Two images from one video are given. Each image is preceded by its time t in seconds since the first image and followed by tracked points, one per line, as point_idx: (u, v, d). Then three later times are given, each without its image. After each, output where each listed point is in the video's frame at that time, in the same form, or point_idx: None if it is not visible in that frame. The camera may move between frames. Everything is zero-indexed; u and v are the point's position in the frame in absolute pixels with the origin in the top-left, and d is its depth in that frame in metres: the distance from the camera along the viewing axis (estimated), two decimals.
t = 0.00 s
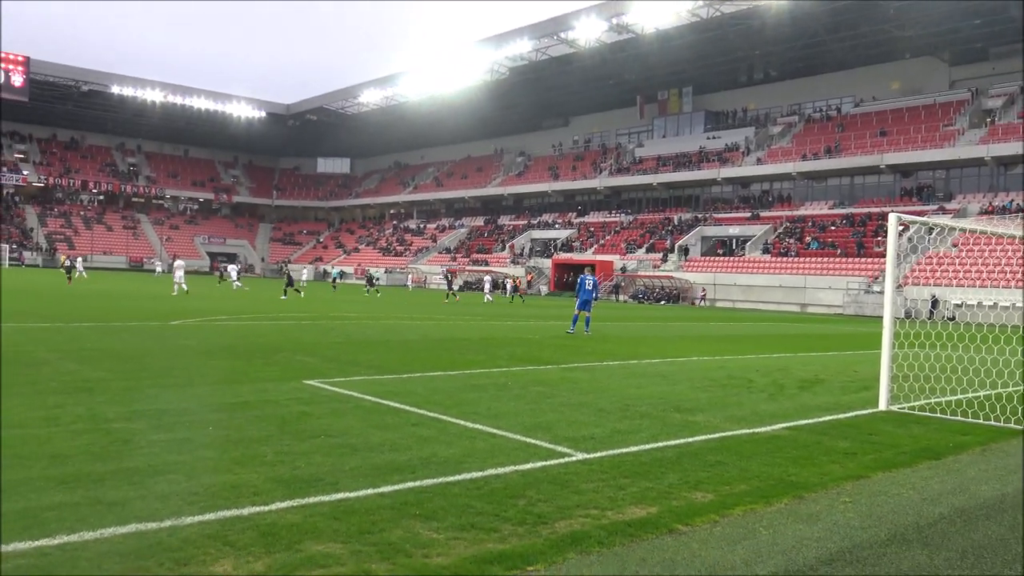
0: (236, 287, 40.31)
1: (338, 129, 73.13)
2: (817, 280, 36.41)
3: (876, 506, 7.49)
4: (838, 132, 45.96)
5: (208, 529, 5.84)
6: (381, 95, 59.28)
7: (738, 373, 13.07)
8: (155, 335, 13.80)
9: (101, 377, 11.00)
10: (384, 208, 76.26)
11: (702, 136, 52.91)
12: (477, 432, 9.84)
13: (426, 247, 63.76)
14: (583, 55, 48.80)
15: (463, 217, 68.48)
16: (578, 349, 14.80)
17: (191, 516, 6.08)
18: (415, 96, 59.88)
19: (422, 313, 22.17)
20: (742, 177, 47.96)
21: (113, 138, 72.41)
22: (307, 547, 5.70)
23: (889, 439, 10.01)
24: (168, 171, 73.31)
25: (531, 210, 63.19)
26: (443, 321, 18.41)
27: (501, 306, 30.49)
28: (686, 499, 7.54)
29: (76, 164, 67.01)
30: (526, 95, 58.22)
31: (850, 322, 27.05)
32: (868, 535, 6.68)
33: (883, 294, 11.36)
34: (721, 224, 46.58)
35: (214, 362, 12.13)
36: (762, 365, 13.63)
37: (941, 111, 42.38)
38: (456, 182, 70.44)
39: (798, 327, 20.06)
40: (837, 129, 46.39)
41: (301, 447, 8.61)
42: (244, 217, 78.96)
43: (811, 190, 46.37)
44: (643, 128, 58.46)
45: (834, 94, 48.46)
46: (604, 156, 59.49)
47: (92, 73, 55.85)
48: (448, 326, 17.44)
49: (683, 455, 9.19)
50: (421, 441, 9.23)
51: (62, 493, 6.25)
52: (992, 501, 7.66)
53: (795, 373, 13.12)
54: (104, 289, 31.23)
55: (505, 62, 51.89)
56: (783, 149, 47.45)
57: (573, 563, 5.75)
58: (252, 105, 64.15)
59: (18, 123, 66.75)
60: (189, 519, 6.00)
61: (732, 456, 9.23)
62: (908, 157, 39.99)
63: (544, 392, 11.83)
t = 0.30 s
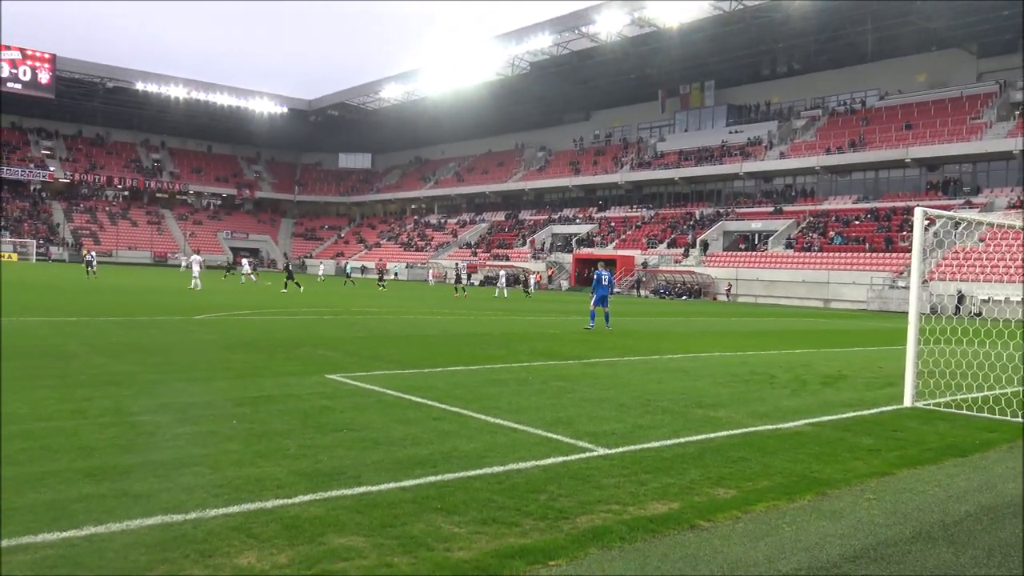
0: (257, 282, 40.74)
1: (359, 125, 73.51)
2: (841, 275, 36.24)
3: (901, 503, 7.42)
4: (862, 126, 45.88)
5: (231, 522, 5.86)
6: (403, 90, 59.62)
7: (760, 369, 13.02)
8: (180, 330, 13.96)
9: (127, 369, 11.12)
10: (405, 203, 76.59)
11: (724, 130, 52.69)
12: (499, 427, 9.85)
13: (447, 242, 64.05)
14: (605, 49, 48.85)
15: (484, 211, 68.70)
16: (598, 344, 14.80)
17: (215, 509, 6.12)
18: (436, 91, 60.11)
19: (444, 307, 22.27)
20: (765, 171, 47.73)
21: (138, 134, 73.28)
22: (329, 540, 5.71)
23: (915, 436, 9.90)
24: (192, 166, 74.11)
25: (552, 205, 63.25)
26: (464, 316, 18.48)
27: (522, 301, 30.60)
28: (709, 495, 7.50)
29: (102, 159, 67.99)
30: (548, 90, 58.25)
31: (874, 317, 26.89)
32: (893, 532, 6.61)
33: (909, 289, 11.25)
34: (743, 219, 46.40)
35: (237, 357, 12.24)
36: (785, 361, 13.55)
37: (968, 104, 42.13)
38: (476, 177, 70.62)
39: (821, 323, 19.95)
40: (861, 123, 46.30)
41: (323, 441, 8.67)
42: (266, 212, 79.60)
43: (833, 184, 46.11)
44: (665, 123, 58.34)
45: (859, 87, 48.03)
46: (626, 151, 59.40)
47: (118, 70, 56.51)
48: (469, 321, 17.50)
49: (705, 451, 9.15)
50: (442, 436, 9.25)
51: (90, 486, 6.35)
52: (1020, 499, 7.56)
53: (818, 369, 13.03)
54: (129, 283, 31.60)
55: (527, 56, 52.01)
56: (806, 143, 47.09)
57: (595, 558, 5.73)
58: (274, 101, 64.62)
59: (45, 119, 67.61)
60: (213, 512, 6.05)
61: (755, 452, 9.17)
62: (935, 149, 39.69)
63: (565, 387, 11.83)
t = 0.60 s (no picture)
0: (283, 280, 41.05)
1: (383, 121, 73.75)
2: (869, 270, 35.80)
3: (931, 501, 7.33)
4: (890, 119, 44.89)
5: (260, 514, 5.94)
6: (427, 86, 59.77)
7: (787, 364, 12.94)
8: (209, 326, 14.12)
9: (157, 364, 11.27)
10: (430, 199, 76.79)
11: (750, 124, 52.28)
12: (524, 422, 9.88)
13: (472, 237, 64.20)
14: (629, 43, 48.66)
15: (509, 207, 68.73)
16: (622, 339, 14.82)
17: (244, 501, 6.19)
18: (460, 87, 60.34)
19: (470, 302, 22.39)
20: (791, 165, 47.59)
21: (166, 132, 74.12)
22: (356, 534, 5.73)
23: (946, 433, 9.76)
24: (219, 163, 74.83)
25: (577, 199, 63.11)
26: (489, 311, 18.54)
27: (546, 297, 30.61)
28: (735, 491, 7.47)
29: (131, 156, 68.97)
30: (572, 85, 58.09)
31: (905, 313, 26.57)
32: (923, 530, 6.54)
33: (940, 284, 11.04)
34: (770, 213, 46.12)
35: (265, 352, 12.36)
36: (812, 356, 13.44)
37: (1000, 96, 41.22)
38: (500, 172, 70.64)
39: (850, 318, 19.76)
40: (891, 116, 45.23)
41: (350, 435, 8.75)
42: (293, 208, 80.26)
43: (862, 178, 46.00)
44: (690, 117, 58.00)
45: (888, 80, 47.36)
46: (651, 145, 59.11)
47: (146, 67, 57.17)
48: (494, 316, 17.60)
49: (731, 447, 9.11)
50: (468, 431, 9.29)
51: (122, 478, 6.45)
52: None
53: (847, 365, 12.92)
54: (157, 279, 31.99)
55: (551, 50, 51.96)
56: (834, 137, 46.74)
57: (621, 554, 5.73)
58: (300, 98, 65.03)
59: (75, 117, 68.54)
60: (241, 505, 6.12)
61: (782, 448, 9.11)
62: (966, 142, 39.04)
63: (590, 382, 11.84)
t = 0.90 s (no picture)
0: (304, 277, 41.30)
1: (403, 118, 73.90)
2: (894, 266, 35.58)
3: (958, 501, 7.25)
4: (917, 113, 44.64)
5: (283, 510, 5.98)
6: (448, 83, 59.81)
7: (809, 361, 12.85)
8: (233, 322, 14.24)
9: (183, 360, 11.38)
10: (451, 195, 76.88)
11: (773, 120, 51.86)
12: (545, 419, 9.87)
13: (494, 234, 64.33)
14: (651, 38, 48.40)
15: (530, 203, 68.70)
16: (644, 336, 14.79)
17: (268, 497, 6.24)
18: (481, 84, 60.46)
19: (491, 299, 22.41)
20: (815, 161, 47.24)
21: (190, 130, 74.91)
22: (378, 530, 5.76)
23: (972, 432, 9.64)
24: (242, 161, 75.36)
25: (598, 196, 62.96)
26: (511, 308, 18.55)
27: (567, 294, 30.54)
28: (759, 490, 7.43)
29: (156, 154, 69.76)
30: (594, 81, 57.90)
31: (933, 310, 26.30)
32: (949, 530, 6.47)
33: (967, 281, 10.93)
34: (793, 209, 45.84)
35: (287, 349, 12.45)
36: (835, 354, 13.33)
37: None
38: (521, 169, 70.61)
39: (875, 315, 19.59)
40: (916, 110, 45.06)
41: (372, 431, 8.78)
42: (315, 206, 80.74)
43: (887, 174, 45.03)
44: (712, 112, 57.62)
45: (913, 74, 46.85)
46: (673, 141, 58.83)
47: (169, 66, 57.66)
48: (516, 312, 17.63)
49: (754, 445, 9.06)
50: (489, 428, 9.30)
51: (148, 472, 6.53)
52: None
53: (871, 362, 12.80)
54: (179, 276, 32.28)
55: (572, 46, 51.86)
56: (858, 132, 46.07)
57: (643, 551, 5.71)
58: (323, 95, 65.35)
59: (100, 115, 69.31)
60: (266, 500, 6.17)
61: (805, 446, 9.04)
62: (993, 138, 38.55)
63: (612, 379, 11.82)
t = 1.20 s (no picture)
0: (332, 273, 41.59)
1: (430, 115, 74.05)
2: (927, 263, 35.16)
3: (994, 501, 7.14)
4: (951, 107, 44.05)
5: (314, 505, 6.03)
6: (475, 81, 59.86)
7: (841, 359, 12.73)
8: (263, 319, 14.36)
9: (215, 357, 11.51)
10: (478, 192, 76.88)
11: (803, 115, 51.33)
12: (574, 416, 9.87)
13: (521, 231, 64.39)
14: (680, 33, 48.06)
15: (557, 200, 68.53)
16: (673, 333, 14.73)
17: (299, 492, 6.30)
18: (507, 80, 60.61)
19: (519, 296, 22.41)
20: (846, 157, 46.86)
21: (221, 128, 75.70)
22: (408, 525, 5.79)
23: (1009, 431, 9.49)
24: (271, 159, 75.94)
25: (626, 193, 62.68)
26: (539, 305, 18.54)
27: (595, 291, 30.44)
28: (790, 488, 7.36)
29: (187, 153, 70.66)
30: (622, 77, 57.59)
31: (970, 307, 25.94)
32: (986, 531, 6.38)
33: (1006, 279, 10.74)
34: (823, 205, 45.44)
35: (317, 345, 12.54)
36: (867, 352, 13.18)
37: None
38: (548, 166, 70.46)
39: (908, 312, 19.34)
40: (950, 105, 44.43)
41: (401, 427, 8.84)
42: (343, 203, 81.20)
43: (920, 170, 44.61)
44: (742, 108, 57.05)
45: (946, 68, 46.01)
46: (702, 137, 58.38)
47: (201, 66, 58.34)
48: (545, 309, 17.63)
49: (785, 443, 8.99)
50: (518, 424, 9.30)
51: (181, 468, 6.61)
52: None
53: (904, 360, 12.65)
54: (208, 273, 32.59)
55: (600, 42, 51.76)
56: (890, 127, 45.64)
57: (673, 550, 5.69)
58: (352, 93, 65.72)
59: (133, 115, 70.21)
60: (297, 495, 6.22)
61: (837, 445, 8.95)
62: None
63: (641, 376, 11.77)
